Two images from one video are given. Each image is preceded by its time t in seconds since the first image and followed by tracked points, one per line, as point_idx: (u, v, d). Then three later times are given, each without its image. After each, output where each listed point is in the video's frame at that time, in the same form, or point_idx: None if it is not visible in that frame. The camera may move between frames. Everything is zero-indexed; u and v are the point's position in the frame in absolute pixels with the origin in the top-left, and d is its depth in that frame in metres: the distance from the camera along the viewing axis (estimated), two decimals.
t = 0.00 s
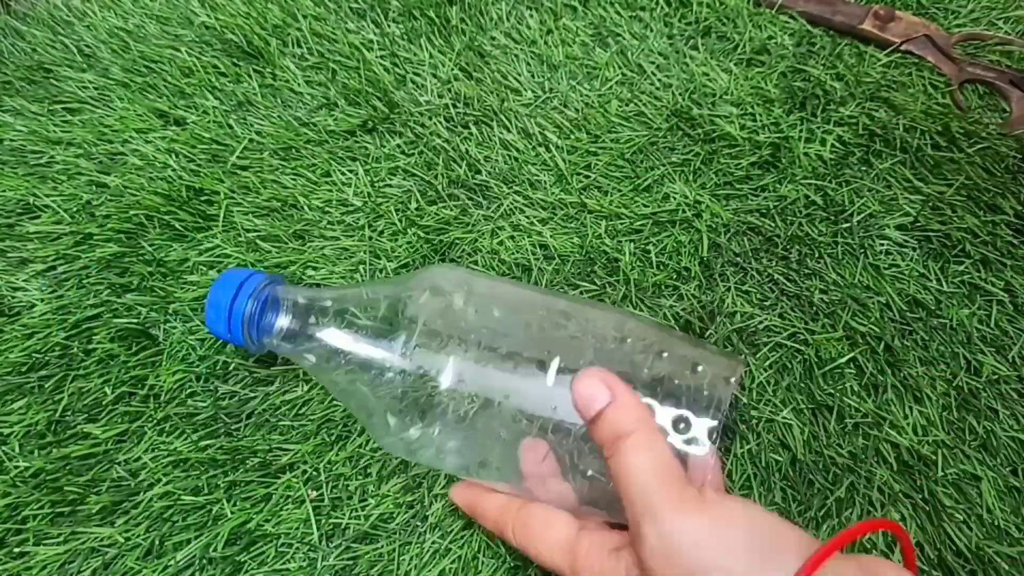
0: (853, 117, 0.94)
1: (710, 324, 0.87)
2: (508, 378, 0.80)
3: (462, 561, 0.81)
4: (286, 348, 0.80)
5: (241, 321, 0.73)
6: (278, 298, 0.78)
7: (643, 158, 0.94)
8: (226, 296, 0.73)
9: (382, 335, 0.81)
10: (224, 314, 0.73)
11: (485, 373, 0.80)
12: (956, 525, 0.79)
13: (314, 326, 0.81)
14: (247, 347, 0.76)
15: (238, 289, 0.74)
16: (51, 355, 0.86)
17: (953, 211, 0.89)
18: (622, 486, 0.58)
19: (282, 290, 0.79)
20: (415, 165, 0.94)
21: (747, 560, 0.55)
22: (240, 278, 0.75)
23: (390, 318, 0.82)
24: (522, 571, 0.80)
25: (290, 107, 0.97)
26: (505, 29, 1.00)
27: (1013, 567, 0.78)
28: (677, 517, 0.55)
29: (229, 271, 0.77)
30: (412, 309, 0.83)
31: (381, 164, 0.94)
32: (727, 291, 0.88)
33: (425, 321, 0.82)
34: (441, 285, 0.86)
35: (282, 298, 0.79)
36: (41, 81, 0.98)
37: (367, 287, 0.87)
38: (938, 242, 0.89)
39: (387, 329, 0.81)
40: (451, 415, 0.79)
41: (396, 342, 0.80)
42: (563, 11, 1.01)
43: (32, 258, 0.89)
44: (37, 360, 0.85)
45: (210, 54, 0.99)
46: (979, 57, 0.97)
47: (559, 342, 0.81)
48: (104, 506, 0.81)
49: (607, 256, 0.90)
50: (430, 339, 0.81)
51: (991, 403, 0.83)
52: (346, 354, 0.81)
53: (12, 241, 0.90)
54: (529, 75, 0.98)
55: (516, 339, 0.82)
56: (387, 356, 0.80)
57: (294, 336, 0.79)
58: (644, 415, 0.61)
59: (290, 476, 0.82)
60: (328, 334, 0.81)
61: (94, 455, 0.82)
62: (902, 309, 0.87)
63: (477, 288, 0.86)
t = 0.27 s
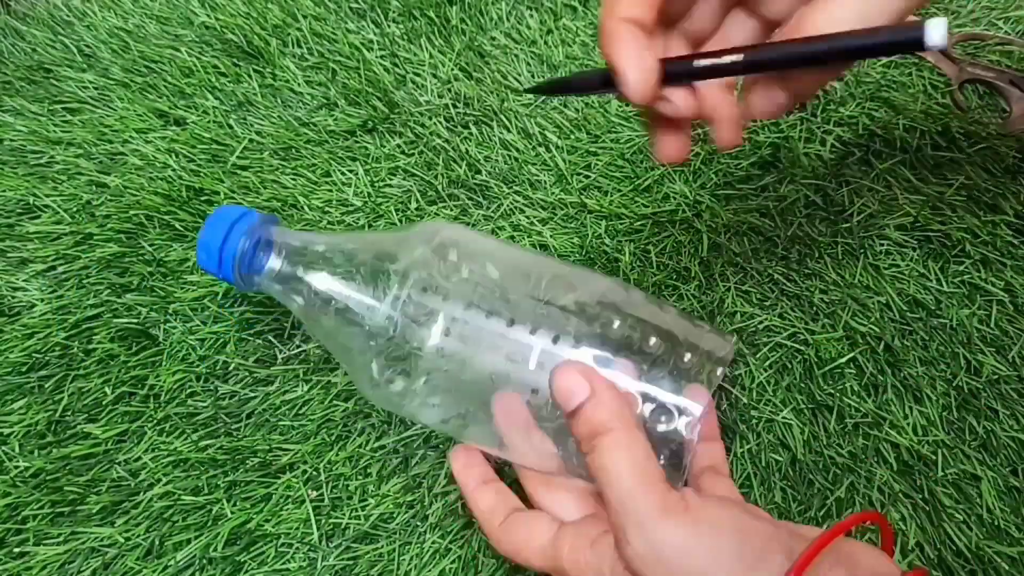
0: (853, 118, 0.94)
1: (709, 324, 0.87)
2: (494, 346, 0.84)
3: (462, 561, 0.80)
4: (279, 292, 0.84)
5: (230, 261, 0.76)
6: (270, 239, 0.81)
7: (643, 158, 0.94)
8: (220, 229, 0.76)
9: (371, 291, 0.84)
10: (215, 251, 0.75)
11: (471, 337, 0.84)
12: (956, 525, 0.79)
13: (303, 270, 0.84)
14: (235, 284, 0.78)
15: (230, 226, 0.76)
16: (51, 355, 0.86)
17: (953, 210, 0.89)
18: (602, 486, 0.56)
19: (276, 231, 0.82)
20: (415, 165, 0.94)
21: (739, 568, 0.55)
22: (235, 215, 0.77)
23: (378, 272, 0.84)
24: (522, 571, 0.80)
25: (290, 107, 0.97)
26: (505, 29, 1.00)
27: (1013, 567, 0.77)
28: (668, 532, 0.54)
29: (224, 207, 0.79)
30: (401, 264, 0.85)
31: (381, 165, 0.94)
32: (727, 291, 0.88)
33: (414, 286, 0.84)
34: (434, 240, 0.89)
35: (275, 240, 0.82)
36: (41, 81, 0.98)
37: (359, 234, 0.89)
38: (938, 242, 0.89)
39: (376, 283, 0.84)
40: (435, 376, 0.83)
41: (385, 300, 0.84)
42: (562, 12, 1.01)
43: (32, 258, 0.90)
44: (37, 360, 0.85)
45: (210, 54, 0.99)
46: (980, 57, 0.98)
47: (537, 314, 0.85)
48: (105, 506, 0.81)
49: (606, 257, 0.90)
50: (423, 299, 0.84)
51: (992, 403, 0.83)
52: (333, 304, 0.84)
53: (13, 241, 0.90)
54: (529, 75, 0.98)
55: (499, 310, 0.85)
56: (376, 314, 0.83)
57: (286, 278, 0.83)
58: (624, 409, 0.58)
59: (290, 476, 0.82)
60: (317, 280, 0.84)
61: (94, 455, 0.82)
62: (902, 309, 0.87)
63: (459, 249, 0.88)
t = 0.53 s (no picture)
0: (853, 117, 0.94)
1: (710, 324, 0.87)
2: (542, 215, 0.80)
3: (462, 561, 0.80)
4: (334, 238, 0.76)
5: (290, 201, 0.69)
6: (335, 187, 0.73)
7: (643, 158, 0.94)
8: (284, 170, 0.69)
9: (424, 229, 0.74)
10: (275, 190, 0.69)
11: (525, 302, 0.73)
12: (956, 525, 0.79)
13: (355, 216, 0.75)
14: (291, 230, 0.71)
15: (295, 166, 0.70)
16: (51, 355, 0.85)
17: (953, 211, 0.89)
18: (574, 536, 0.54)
19: (341, 179, 0.74)
20: (414, 164, 0.93)
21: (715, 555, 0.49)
22: (300, 158, 0.71)
23: (428, 218, 0.75)
24: (522, 571, 0.80)
25: (290, 107, 0.96)
26: (505, 28, 1.00)
27: (1013, 567, 0.77)
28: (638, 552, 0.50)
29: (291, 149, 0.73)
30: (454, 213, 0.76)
31: (381, 164, 0.93)
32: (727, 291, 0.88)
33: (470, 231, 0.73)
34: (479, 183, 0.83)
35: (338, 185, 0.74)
36: (41, 81, 0.99)
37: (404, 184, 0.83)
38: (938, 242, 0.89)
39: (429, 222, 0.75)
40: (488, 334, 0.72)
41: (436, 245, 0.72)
42: (563, 12, 1.01)
43: (32, 258, 0.89)
44: (37, 360, 0.85)
45: (210, 54, 0.99)
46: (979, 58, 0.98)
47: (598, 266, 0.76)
48: (104, 506, 0.81)
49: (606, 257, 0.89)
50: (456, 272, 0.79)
51: (992, 404, 0.83)
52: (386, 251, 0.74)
53: (12, 241, 0.90)
54: (530, 74, 0.98)
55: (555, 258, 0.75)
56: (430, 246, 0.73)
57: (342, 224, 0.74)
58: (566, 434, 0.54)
59: (290, 476, 0.82)
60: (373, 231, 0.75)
61: (94, 455, 0.82)
62: (903, 309, 0.87)
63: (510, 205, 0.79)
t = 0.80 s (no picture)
0: (853, 117, 0.94)
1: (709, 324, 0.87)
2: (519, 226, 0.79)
3: (462, 561, 0.80)
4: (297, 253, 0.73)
5: (247, 216, 0.65)
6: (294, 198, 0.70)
7: (643, 158, 0.94)
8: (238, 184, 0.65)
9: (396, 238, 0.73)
10: (230, 207, 0.65)
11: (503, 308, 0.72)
12: (957, 525, 0.79)
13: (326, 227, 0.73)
14: (252, 245, 0.68)
15: (249, 179, 0.65)
16: (51, 355, 0.85)
17: (954, 210, 0.89)
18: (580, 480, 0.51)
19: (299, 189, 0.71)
20: (414, 164, 0.93)
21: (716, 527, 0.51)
22: (257, 170, 0.67)
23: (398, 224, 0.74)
24: (522, 571, 0.80)
25: (289, 107, 0.96)
26: (505, 29, 1.00)
27: (1013, 567, 0.77)
28: (647, 505, 0.50)
29: (247, 160, 0.68)
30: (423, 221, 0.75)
31: (381, 164, 0.93)
32: (727, 291, 0.88)
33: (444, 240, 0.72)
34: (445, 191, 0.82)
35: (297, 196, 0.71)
36: (41, 81, 0.99)
37: (368, 195, 0.81)
38: (938, 242, 0.89)
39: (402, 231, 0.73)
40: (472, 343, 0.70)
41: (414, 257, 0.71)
42: (563, 12, 1.01)
43: (32, 258, 0.89)
44: (37, 360, 0.85)
45: (210, 54, 0.99)
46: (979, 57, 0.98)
47: (577, 273, 0.75)
48: (104, 506, 0.81)
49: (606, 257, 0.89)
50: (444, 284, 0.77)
51: (992, 404, 0.83)
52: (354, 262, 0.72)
53: (12, 241, 0.90)
54: (529, 74, 0.98)
55: (531, 264, 0.74)
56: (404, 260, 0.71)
57: (307, 239, 0.72)
58: (570, 399, 0.53)
59: (290, 476, 0.82)
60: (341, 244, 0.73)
61: (94, 455, 0.82)
62: (903, 309, 0.87)
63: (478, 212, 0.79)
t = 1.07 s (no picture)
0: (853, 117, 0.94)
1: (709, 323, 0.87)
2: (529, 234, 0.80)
3: (462, 561, 0.80)
4: (313, 258, 0.76)
5: (270, 219, 0.69)
6: (312, 205, 0.74)
7: (643, 158, 0.94)
8: (262, 187, 0.70)
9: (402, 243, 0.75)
10: (254, 209, 0.69)
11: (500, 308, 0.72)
12: (956, 525, 0.79)
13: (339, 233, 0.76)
14: (271, 250, 0.72)
15: (274, 185, 0.70)
16: (51, 355, 0.85)
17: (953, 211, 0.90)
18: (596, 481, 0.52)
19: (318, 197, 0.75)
20: (414, 164, 0.93)
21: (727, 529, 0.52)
22: (278, 176, 0.71)
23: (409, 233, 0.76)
24: (522, 571, 0.80)
25: (289, 107, 0.96)
26: (505, 29, 1.00)
27: (1013, 567, 0.77)
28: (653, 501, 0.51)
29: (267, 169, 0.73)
30: (436, 228, 0.77)
31: (381, 164, 0.93)
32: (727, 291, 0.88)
33: (453, 248, 0.74)
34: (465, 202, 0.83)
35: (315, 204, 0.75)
36: (41, 81, 0.99)
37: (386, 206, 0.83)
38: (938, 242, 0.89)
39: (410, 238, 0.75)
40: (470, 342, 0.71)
41: (421, 263, 0.73)
42: (563, 12, 1.01)
43: (32, 258, 0.89)
44: (37, 360, 0.85)
45: (210, 54, 0.99)
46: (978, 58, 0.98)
47: (590, 282, 0.76)
48: (104, 506, 0.81)
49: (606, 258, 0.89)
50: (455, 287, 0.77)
51: (992, 404, 0.83)
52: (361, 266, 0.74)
53: (12, 241, 0.90)
54: (530, 75, 0.98)
55: (546, 273, 0.75)
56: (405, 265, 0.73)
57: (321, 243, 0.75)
58: (589, 400, 0.54)
59: (290, 476, 0.82)
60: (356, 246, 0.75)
61: (94, 455, 0.82)
62: (903, 309, 0.87)
63: (492, 221, 0.80)
